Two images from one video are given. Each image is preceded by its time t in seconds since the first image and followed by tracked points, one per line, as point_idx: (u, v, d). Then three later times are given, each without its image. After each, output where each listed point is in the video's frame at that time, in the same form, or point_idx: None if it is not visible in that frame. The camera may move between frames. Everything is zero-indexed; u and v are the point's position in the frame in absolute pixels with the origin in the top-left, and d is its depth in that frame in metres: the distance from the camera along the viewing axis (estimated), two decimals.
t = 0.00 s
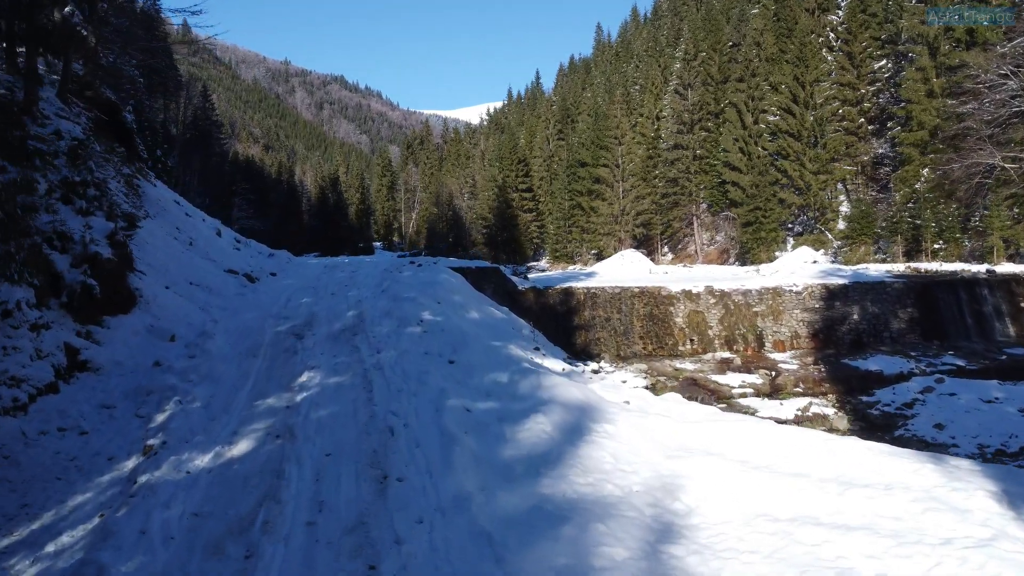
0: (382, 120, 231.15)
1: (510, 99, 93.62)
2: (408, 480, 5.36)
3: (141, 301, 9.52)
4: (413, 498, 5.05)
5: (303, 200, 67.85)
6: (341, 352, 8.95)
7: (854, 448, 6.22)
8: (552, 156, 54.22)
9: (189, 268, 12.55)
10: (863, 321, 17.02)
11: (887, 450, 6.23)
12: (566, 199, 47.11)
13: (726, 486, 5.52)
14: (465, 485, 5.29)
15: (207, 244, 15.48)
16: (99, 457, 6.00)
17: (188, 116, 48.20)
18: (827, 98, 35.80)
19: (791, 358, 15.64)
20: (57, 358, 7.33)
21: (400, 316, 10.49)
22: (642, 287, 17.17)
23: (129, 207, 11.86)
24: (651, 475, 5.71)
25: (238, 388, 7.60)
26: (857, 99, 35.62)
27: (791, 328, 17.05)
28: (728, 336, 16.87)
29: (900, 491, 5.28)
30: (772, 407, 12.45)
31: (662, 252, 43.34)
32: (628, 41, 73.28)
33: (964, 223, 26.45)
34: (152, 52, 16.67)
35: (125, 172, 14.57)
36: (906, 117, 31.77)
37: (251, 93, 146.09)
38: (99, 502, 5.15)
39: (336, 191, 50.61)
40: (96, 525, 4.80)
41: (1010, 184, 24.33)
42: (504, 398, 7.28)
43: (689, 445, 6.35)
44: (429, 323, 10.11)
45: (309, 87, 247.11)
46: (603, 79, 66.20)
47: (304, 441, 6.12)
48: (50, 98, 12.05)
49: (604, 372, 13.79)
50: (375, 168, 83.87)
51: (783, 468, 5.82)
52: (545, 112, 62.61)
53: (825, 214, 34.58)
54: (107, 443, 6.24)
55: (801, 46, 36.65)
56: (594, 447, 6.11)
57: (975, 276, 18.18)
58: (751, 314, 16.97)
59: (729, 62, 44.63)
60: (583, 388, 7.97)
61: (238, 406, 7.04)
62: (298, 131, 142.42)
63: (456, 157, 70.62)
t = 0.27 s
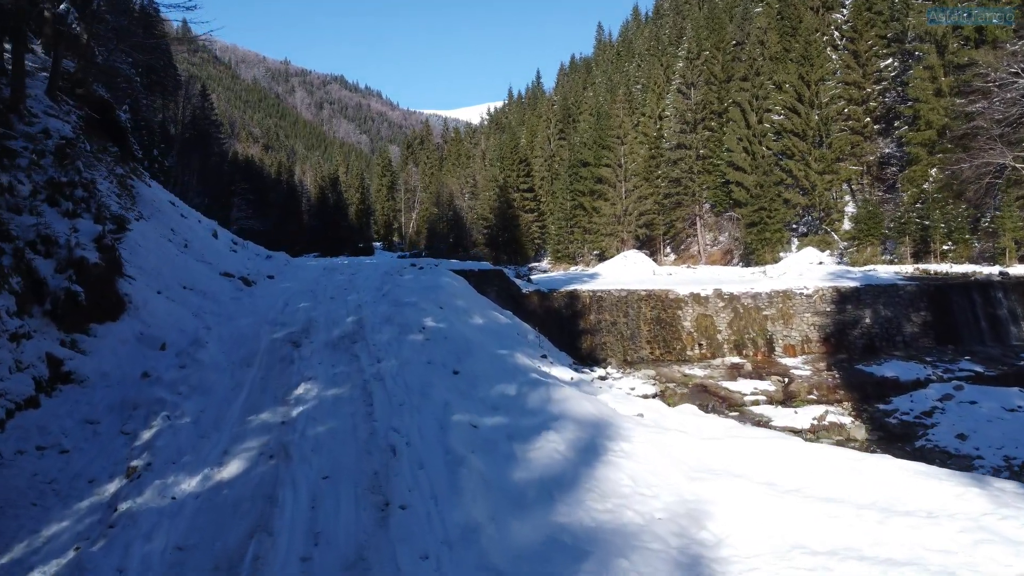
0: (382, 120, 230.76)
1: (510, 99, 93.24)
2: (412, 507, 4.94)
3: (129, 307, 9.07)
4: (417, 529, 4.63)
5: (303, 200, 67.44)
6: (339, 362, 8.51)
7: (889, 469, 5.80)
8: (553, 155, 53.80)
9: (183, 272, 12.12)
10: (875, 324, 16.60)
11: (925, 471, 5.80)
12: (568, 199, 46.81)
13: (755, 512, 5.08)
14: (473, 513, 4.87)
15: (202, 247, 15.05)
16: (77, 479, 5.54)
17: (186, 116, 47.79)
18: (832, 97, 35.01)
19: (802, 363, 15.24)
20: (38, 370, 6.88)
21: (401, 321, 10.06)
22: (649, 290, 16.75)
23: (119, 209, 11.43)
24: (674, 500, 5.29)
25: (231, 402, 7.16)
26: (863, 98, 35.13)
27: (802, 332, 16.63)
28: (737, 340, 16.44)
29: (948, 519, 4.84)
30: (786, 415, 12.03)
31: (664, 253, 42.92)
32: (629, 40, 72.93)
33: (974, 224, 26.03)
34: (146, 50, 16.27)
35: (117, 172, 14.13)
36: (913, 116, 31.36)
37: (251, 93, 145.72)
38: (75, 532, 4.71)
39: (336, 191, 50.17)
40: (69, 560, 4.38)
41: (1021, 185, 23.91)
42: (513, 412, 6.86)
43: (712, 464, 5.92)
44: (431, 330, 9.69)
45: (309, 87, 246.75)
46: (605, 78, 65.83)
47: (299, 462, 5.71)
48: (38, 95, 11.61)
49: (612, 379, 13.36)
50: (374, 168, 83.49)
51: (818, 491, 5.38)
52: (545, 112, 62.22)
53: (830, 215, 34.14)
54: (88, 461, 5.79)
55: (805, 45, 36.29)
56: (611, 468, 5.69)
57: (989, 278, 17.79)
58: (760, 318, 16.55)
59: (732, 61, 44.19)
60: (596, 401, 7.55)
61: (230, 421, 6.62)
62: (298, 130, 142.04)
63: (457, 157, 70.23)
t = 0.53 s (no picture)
0: (382, 120, 230.37)
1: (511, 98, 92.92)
2: (422, 540, 4.53)
3: (121, 314, 8.64)
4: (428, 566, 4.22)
5: (302, 200, 67.04)
6: (341, 373, 8.08)
7: (935, 494, 5.38)
8: (554, 155, 53.38)
9: (178, 276, 11.70)
10: (890, 328, 16.19)
11: (975, 496, 5.37)
12: (570, 200, 46.20)
13: (796, 543, 4.66)
14: (490, 548, 4.47)
15: (199, 249, 14.62)
16: (58, 505, 5.11)
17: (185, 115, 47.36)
18: (837, 96, 34.70)
19: (816, 369, 14.82)
20: (21, 384, 6.43)
21: (405, 328, 9.65)
22: (657, 294, 16.34)
23: (112, 211, 11.00)
24: (706, 530, 4.88)
25: (227, 417, 6.75)
26: (869, 97, 34.87)
27: (814, 336, 16.22)
28: (748, 345, 16.03)
29: (1012, 553, 4.41)
30: (803, 425, 11.66)
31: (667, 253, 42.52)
32: (630, 40, 72.64)
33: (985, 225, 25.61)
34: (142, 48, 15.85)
35: (112, 172, 13.70)
36: (921, 115, 30.95)
37: (251, 93, 145.37)
38: (52, 567, 4.28)
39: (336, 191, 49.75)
40: None
41: None
42: (526, 429, 6.45)
43: (742, 488, 5.51)
44: (437, 338, 9.27)
45: (308, 86, 246.41)
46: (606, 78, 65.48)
47: (299, 485, 5.29)
48: (28, 93, 11.18)
49: (622, 387, 12.94)
50: (375, 168, 83.11)
51: (862, 520, 4.96)
52: (546, 112, 61.89)
53: (836, 215, 33.71)
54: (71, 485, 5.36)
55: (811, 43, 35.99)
56: (635, 494, 5.29)
57: (1004, 281, 17.42)
58: (772, 322, 16.15)
59: (736, 60, 43.79)
60: (612, 415, 7.15)
61: (225, 440, 6.19)
62: (298, 130, 141.67)
63: (458, 157, 69.86)
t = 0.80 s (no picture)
0: (382, 120, 230.05)
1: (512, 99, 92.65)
2: None
3: (113, 324, 8.22)
4: None
5: (303, 200, 66.68)
6: (345, 386, 7.66)
7: (994, 522, 4.98)
8: (556, 155, 53.02)
9: (175, 282, 11.28)
10: (906, 333, 15.78)
11: None
12: (572, 200, 45.69)
13: None
14: None
15: (198, 253, 14.22)
16: (40, 536, 4.66)
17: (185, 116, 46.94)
18: (844, 95, 34.38)
19: (832, 376, 14.41)
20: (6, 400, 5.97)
21: (411, 337, 9.24)
22: (667, 298, 15.97)
23: (106, 214, 10.58)
24: (745, 565, 4.47)
25: (224, 437, 6.32)
26: (876, 96, 34.44)
27: (828, 341, 15.85)
28: (761, 350, 15.63)
29: None
30: (823, 435, 11.27)
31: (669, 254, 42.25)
32: (632, 39, 72.34)
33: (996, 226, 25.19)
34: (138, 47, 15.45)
35: (107, 174, 13.30)
36: (930, 115, 30.54)
37: (250, 93, 145.04)
38: None
39: (337, 191, 49.37)
40: None
41: None
42: (543, 448, 6.07)
43: (779, 516, 5.11)
44: (444, 347, 8.87)
45: (309, 87, 246.22)
46: (608, 77, 65.14)
47: (302, 518, 4.88)
48: (19, 92, 10.73)
49: (633, 395, 12.54)
50: (375, 169, 82.79)
51: (915, 554, 4.56)
52: (548, 112, 61.54)
53: (842, 216, 33.30)
54: (55, 514, 4.93)
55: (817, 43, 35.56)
56: (667, 524, 4.90)
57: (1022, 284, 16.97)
58: (785, 327, 15.77)
59: (741, 59, 43.41)
60: (633, 433, 6.75)
61: (222, 464, 5.77)
62: (298, 130, 141.36)
63: (459, 157, 69.59)
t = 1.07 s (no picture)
0: (382, 120, 230.07)
1: (512, 99, 92.24)
2: None
3: (108, 335, 7.83)
4: None
5: (303, 200, 66.28)
6: (351, 401, 7.28)
7: None
8: (558, 155, 52.60)
9: (173, 288, 10.89)
10: (922, 339, 15.41)
11: None
12: (575, 201, 45.31)
13: None
14: None
15: (196, 257, 13.82)
16: (24, 571, 4.27)
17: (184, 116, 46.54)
18: (850, 95, 33.95)
19: (849, 383, 14.03)
20: None
21: (419, 347, 8.85)
22: (679, 303, 15.61)
23: (101, 218, 10.19)
24: None
25: (223, 459, 5.92)
26: (883, 96, 33.89)
27: (842, 347, 15.47)
28: (774, 357, 15.25)
29: None
30: (844, 447, 10.90)
31: (673, 255, 41.93)
32: (634, 39, 71.96)
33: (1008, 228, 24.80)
34: (136, 46, 15.07)
35: (104, 176, 12.92)
36: (939, 115, 30.14)
37: (250, 93, 144.65)
38: None
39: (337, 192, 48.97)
40: None
41: None
42: (564, 471, 5.68)
43: (824, 548, 4.75)
44: (454, 357, 8.49)
45: (309, 87, 245.86)
46: (610, 78, 64.77)
47: (307, 552, 4.51)
48: (11, 91, 10.34)
49: (646, 404, 12.16)
50: (375, 169, 82.41)
51: None
52: (549, 112, 61.17)
53: (849, 217, 32.90)
54: (41, 547, 4.53)
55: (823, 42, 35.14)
56: (701, 559, 4.53)
57: None
58: (798, 332, 15.40)
59: (745, 59, 43.01)
60: (658, 452, 6.37)
61: (221, 490, 5.39)
62: (298, 130, 140.96)
63: (460, 158, 69.22)
